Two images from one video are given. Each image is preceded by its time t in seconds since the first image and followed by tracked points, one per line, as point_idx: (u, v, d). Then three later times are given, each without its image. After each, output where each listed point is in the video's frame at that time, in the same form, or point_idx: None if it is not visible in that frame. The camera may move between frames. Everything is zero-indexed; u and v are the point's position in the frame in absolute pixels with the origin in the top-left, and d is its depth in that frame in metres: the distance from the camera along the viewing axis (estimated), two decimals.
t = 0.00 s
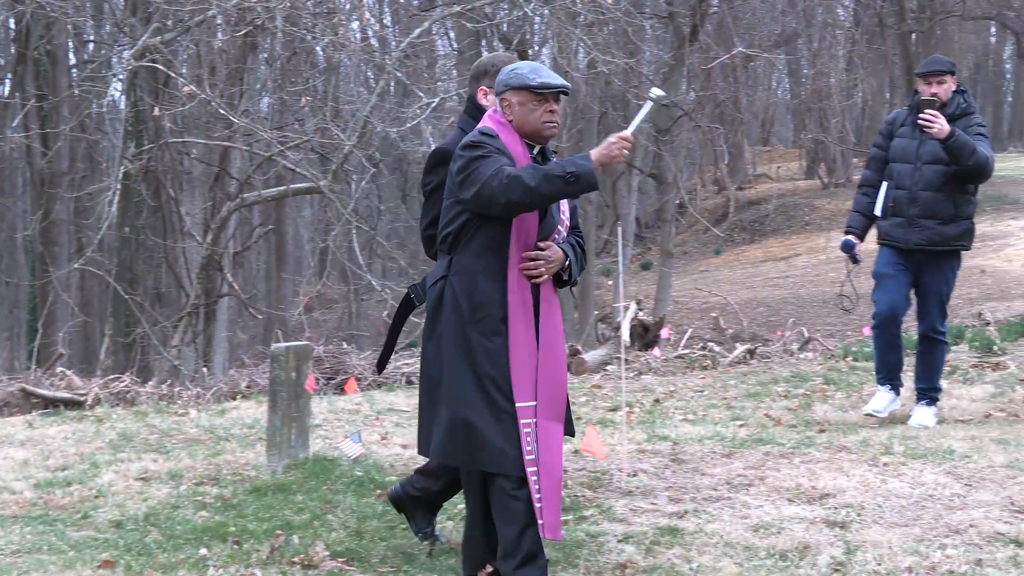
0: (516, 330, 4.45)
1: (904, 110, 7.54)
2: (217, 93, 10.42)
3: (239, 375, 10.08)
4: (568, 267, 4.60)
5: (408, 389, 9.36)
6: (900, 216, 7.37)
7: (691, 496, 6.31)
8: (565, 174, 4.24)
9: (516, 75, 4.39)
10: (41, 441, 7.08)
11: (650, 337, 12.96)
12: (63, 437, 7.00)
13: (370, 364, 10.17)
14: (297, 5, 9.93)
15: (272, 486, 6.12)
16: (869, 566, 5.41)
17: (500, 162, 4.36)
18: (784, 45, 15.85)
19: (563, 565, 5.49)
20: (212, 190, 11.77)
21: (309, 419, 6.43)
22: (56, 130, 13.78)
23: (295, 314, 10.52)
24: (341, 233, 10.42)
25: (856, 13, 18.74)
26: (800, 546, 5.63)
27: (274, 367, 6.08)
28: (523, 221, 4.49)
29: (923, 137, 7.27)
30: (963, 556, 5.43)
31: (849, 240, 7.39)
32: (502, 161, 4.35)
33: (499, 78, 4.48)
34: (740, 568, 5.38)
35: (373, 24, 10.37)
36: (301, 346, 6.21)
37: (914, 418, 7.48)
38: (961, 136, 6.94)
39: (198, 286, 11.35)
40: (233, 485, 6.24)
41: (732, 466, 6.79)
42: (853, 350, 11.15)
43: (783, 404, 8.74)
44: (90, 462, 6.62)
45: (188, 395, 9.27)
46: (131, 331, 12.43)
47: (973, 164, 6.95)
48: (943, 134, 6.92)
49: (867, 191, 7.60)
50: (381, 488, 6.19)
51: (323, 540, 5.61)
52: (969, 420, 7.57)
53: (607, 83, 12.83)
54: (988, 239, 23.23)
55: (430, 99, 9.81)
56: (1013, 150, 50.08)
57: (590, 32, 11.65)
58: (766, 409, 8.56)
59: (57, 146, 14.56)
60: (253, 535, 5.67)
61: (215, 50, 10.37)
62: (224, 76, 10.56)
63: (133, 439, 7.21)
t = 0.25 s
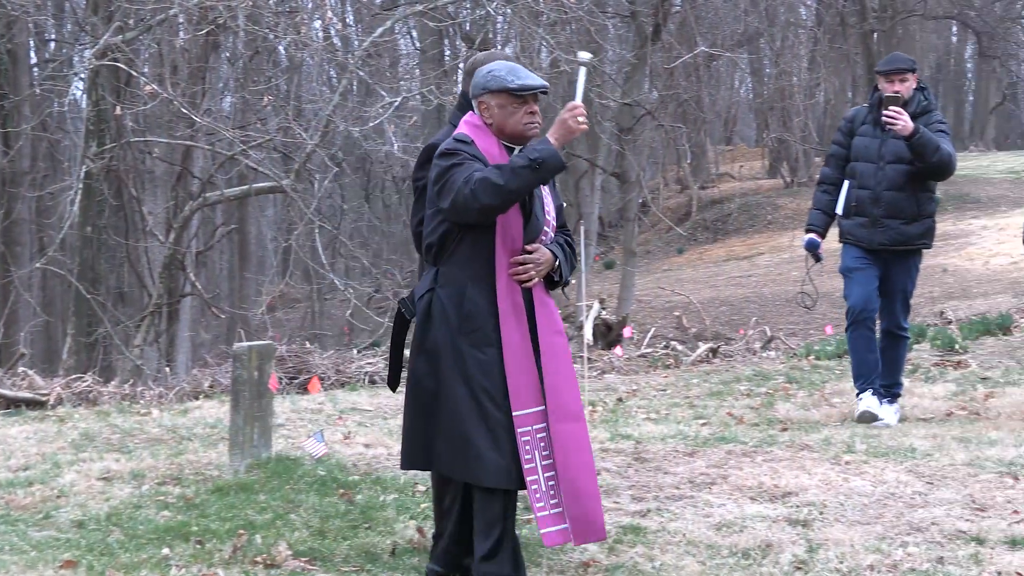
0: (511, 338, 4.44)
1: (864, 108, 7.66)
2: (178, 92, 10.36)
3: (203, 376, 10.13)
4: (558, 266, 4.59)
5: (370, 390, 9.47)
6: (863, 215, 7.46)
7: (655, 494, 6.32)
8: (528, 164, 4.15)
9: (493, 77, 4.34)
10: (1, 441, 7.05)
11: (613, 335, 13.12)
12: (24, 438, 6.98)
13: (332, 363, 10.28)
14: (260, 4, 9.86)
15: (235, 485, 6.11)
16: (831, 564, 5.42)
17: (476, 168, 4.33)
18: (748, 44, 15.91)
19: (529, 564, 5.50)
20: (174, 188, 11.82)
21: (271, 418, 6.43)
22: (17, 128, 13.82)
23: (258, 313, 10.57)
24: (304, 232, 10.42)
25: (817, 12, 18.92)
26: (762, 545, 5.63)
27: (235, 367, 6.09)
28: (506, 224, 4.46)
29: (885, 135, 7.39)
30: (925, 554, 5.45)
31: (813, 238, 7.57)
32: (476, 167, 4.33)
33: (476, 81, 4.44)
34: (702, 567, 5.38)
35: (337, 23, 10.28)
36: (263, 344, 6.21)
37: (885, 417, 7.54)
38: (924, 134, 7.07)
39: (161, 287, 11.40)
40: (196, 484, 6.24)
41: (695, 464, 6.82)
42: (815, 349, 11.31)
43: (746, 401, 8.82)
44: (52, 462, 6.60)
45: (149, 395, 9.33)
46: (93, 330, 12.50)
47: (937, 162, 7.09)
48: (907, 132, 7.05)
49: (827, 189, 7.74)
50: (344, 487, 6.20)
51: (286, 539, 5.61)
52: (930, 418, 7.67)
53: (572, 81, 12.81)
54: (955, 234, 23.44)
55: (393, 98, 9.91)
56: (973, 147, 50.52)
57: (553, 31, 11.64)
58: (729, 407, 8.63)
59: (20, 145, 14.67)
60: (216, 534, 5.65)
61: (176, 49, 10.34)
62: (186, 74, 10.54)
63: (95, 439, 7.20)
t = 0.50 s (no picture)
0: (500, 334, 4.34)
1: (831, 107, 7.68)
2: (149, 90, 10.37)
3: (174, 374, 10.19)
4: (547, 263, 4.53)
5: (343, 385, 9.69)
6: (832, 215, 7.47)
7: (625, 492, 6.33)
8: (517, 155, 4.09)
9: (487, 70, 4.27)
10: None
11: (584, 334, 13.24)
12: None
13: (303, 361, 10.33)
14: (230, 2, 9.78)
15: (205, 484, 6.09)
16: (802, 560, 5.42)
17: (469, 163, 4.24)
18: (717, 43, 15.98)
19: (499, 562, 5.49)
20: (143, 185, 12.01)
21: (241, 416, 6.42)
22: None
23: (228, 311, 10.59)
24: (275, 230, 10.42)
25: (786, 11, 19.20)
26: (733, 542, 5.64)
27: (204, 365, 6.13)
28: (498, 221, 4.36)
29: (854, 134, 7.41)
30: (895, 551, 5.46)
31: (780, 241, 7.60)
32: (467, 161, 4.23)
33: (467, 75, 4.37)
34: (672, 564, 5.37)
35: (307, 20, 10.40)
36: (234, 343, 6.25)
37: (853, 421, 7.48)
38: (895, 133, 7.09)
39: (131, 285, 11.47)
40: (165, 483, 6.23)
41: (666, 462, 6.83)
42: (784, 346, 11.44)
43: (716, 397, 8.89)
44: (21, 461, 6.58)
45: (120, 393, 9.38)
46: (62, 327, 12.43)
47: (908, 160, 7.11)
48: (878, 130, 7.07)
49: (794, 189, 7.76)
50: (315, 485, 6.19)
51: (256, 537, 5.59)
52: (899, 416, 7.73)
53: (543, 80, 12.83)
54: (925, 230, 23.57)
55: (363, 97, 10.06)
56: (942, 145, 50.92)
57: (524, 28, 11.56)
58: (699, 404, 8.69)
59: None
60: (187, 532, 5.64)
61: (147, 47, 10.30)
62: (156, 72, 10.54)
63: (63, 437, 7.18)
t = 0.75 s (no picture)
0: (491, 334, 4.09)
1: (807, 102, 7.71)
2: (124, 88, 10.44)
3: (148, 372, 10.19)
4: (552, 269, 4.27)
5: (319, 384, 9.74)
6: (809, 210, 7.49)
7: (601, 490, 6.33)
8: (560, 190, 3.95)
9: (491, 71, 4.11)
10: None
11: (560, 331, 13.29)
12: None
13: (279, 359, 10.31)
14: None
15: (181, 482, 6.09)
16: (777, 558, 5.42)
17: (485, 168, 4.04)
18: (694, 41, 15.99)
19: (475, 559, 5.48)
20: (119, 182, 12.13)
21: (217, 414, 6.42)
22: None
23: (203, 309, 10.61)
24: (251, 228, 10.41)
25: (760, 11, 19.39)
26: (708, 540, 5.64)
27: (181, 363, 6.16)
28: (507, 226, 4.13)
29: (830, 129, 7.45)
30: (870, 548, 5.47)
31: (758, 234, 7.60)
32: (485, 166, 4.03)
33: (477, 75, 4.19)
34: (648, 562, 5.37)
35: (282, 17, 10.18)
36: (210, 341, 6.30)
37: (830, 421, 7.52)
38: (873, 129, 7.11)
39: (107, 283, 11.56)
40: (141, 481, 6.22)
41: (642, 459, 6.85)
42: (760, 343, 11.53)
43: (692, 395, 8.95)
44: None
45: (95, 391, 9.41)
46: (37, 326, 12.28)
47: (887, 156, 7.14)
48: (856, 126, 7.07)
49: (770, 184, 7.81)
50: (290, 483, 6.19)
51: (231, 536, 5.58)
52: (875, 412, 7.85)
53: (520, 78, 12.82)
54: (901, 227, 23.68)
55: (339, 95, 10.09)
56: (918, 144, 51.25)
57: (500, 27, 11.42)
58: (674, 402, 8.75)
59: None
60: (163, 530, 5.62)
61: (122, 44, 10.30)
62: (131, 70, 10.52)
63: (38, 435, 7.17)
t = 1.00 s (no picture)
0: (503, 340, 3.87)
1: (785, 98, 7.73)
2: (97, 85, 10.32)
3: (120, 369, 10.17)
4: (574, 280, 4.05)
5: (291, 381, 9.77)
6: (786, 205, 7.52)
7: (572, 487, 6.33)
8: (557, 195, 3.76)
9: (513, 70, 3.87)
10: None
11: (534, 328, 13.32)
12: None
13: (252, 356, 10.27)
14: None
15: (153, 480, 6.07)
16: (749, 554, 5.42)
17: (496, 173, 3.86)
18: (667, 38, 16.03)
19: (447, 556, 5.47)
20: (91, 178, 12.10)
21: (189, 412, 6.42)
22: None
23: (176, 307, 10.60)
24: (223, 225, 10.40)
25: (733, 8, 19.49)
26: (680, 537, 5.64)
27: (154, 360, 6.20)
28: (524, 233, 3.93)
29: (808, 125, 7.46)
30: (842, 545, 5.48)
31: (739, 223, 7.67)
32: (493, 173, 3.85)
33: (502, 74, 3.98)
34: (620, 559, 5.37)
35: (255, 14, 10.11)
36: (182, 338, 6.31)
37: (801, 418, 7.55)
38: (852, 126, 7.12)
39: (79, 281, 11.59)
40: (112, 479, 6.21)
41: (614, 456, 6.86)
42: (733, 340, 11.60)
43: (665, 393, 9.00)
44: None
45: (67, 389, 9.40)
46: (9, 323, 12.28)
47: (865, 154, 7.14)
48: (835, 123, 7.09)
49: (748, 178, 7.79)
50: (262, 481, 6.18)
51: (203, 534, 5.57)
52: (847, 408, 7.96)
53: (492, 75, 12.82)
54: (873, 224, 23.76)
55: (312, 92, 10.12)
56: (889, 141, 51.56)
57: (472, 24, 11.51)
58: (647, 399, 8.77)
59: None
60: (135, 528, 5.61)
61: (94, 41, 10.29)
62: (104, 67, 10.47)
63: (8, 433, 7.15)
